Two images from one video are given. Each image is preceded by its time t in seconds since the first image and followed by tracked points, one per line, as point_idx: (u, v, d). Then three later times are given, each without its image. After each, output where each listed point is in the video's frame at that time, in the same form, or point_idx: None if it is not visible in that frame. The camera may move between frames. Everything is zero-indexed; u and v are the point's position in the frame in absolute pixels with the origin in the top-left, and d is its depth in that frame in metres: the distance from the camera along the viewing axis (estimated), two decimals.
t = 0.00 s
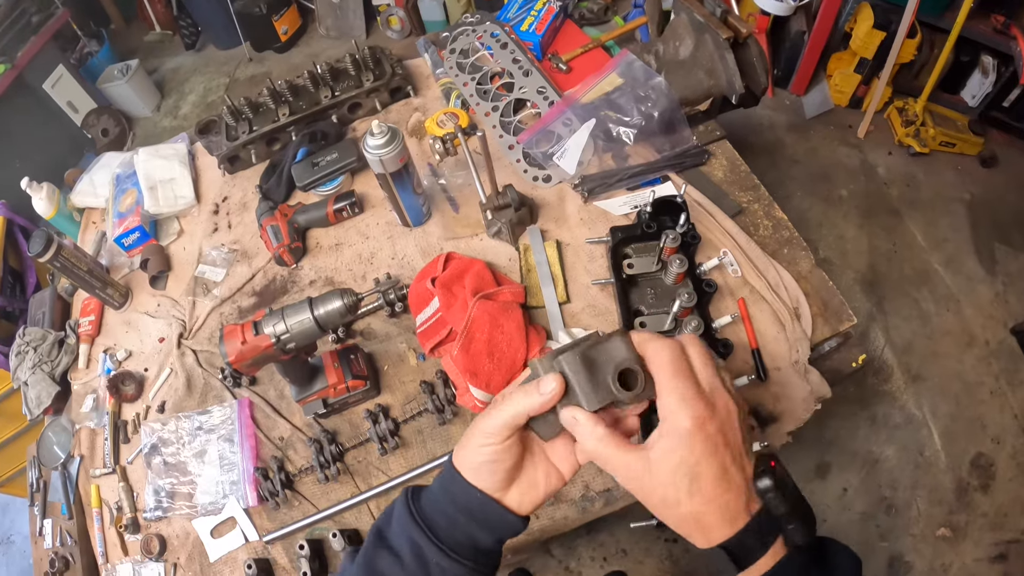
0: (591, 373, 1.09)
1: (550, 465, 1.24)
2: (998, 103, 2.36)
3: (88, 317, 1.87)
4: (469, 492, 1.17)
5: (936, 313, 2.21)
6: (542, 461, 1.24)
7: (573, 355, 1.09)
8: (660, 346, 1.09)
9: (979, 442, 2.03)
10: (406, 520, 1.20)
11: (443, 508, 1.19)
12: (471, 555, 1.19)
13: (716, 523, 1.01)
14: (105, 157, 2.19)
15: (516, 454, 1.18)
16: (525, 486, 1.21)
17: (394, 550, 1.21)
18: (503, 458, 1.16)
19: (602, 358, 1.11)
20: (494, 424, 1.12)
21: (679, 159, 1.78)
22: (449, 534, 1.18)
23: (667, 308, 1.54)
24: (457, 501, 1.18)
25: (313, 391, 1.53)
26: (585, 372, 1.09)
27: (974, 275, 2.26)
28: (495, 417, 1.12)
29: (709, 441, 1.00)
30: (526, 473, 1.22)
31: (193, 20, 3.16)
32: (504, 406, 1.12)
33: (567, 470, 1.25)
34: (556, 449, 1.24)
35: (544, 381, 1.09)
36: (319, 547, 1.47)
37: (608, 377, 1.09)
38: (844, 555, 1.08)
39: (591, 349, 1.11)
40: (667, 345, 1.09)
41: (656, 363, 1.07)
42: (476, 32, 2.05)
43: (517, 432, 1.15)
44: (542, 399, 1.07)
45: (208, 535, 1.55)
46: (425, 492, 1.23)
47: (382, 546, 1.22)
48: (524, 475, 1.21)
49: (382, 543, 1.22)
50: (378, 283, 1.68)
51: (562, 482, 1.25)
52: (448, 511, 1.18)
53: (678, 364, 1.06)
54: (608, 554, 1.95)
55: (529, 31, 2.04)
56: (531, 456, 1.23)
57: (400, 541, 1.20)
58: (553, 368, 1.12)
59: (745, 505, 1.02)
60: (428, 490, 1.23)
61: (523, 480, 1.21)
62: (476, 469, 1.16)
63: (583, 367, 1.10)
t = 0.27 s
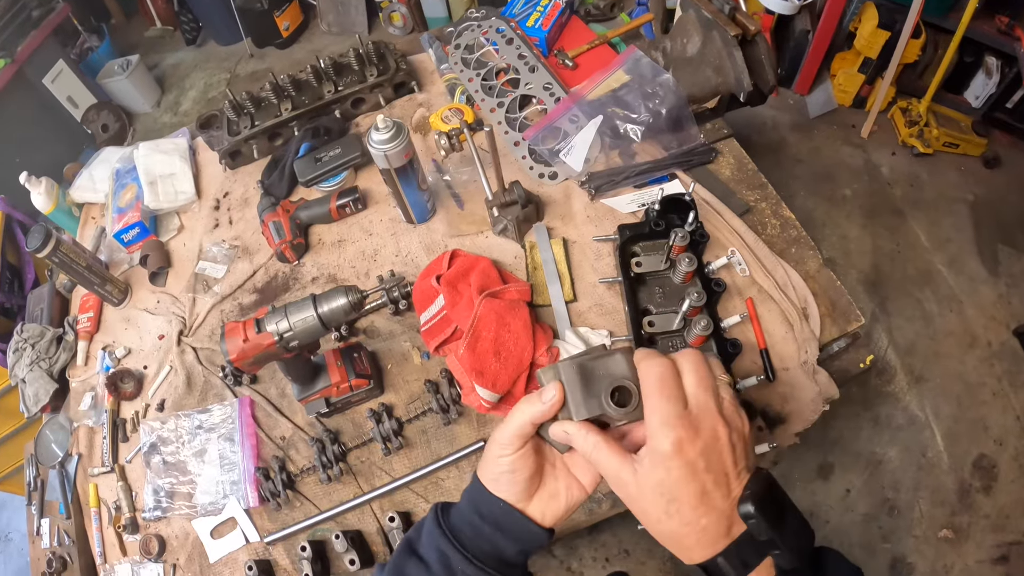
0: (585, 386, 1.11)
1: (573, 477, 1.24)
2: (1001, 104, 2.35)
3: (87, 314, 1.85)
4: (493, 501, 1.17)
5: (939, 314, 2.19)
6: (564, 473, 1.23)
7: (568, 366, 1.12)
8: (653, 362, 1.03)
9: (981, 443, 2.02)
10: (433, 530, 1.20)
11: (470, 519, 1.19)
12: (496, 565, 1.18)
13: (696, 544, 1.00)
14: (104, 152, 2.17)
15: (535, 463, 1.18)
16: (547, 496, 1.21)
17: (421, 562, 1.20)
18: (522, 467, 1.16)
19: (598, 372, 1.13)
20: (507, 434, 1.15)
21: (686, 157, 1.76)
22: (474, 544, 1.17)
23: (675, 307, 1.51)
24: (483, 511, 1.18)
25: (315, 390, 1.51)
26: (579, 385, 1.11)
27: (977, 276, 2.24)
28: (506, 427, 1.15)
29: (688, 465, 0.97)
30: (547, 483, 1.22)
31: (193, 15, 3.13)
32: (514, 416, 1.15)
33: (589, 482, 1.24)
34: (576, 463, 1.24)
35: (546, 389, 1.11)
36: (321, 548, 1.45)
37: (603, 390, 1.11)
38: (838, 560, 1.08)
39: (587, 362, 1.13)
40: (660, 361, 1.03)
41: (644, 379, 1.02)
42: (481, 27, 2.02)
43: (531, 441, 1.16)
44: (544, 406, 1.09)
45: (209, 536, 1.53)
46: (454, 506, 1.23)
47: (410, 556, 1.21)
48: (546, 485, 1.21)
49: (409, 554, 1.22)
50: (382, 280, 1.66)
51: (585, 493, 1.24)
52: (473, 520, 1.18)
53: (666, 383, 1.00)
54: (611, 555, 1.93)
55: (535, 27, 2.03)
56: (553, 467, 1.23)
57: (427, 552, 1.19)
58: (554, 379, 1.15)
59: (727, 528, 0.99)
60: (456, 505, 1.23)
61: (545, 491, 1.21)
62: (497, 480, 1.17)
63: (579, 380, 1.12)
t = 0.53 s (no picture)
0: (574, 399, 1.03)
1: (568, 486, 1.21)
2: (1005, 105, 2.34)
3: (86, 311, 1.82)
4: (488, 510, 1.14)
5: (942, 315, 2.17)
6: (558, 482, 1.20)
7: (556, 378, 1.04)
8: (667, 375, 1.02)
9: (983, 445, 2.00)
10: (430, 540, 1.17)
11: (466, 527, 1.16)
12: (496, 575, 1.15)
13: (776, 542, 0.94)
14: (104, 148, 2.14)
15: (528, 473, 1.15)
16: (542, 506, 1.17)
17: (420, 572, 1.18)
18: (516, 477, 1.13)
19: (588, 384, 1.04)
20: (498, 445, 1.10)
21: (694, 156, 1.74)
22: (472, 553, 1.14)
23: (684, 308, 1.50)
24: (479, 520, 1.15)
25: (318, 391, 1.49)
26: (568, 398, 1.03)
27: (980, 277, 2.22)
28: (497, 439, 1.09)
29: (745, 455, 0.96)
30: (541, 493, 1.19)
31: (195, 11, 3.09)
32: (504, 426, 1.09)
33: (585, 492, 1.21)
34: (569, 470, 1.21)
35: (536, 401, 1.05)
36: (324, 551, 1.42)
37: (591, 404, 1.02)
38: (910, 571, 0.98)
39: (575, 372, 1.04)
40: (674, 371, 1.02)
41: (669, 393, 1.00)
42: (486, 23, 2.01)
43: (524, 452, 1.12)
44: (532, 418, 1.03)
45: (209, 538, 1.50)
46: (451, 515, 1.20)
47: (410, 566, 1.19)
48: (541, 494, 1.18)
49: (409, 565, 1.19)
50: (387, 280, 1.64)
51: (581, 503, 1.21)
52: (470, 529, 1.15)
53: (692, 387, 1.00)
54: (613, 556, 1.90)
55: (541, 23, 2.00)
56: (547, 477, 1.20)
57: (426, 562, 1.17)
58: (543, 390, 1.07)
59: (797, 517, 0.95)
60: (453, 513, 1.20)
61: (540, 501, 1.18)
62: (491, 490, 1.14)
63: (567, 393, 1.04)
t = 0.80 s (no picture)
0: (581, 419, 1.10)
1: (568, 498, 1.21)
2: (1007, 106, 2.32)
3: (84, 310, 1.81)
4: (487, 522, 1.14)
5: (943, 316, 2.16)
6: (558, 494, 1.21)
7: (564, 399, 1.10)
8: (661, 421, 0.97)
9: (984, 446, 1.99)
10: (426, 550, 1.16)
11: (463, 537, 1.16)
12: None
13: (813, 555, 0.91)
14: (102, 145, 2.12)
15: (529, 488, 1.15)
16: (542, 519, 1.18)
17: None
18: (516, 492, 1.13)
19: (595, 405, 1.11)
20: (500, 461, 1.10)
21: (698, 155, 1.72)
22: (470, 564, 1.14)
23: (689, 308, 1.48)
24: (477, 531, 1.15)
25: (318, 392, 1.47)
26: (575, 418, 1.10)
27: (982, 278, 2.20)
28: (499, 456, 1.10)
29: (774, 471, 0.91)
30: (542, 506, 1.19)
31: (195, 8, 3.07)
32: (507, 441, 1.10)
33: (585, 505, 1.22)
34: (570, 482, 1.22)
35: (541, 420, 1.08)
36: (324, 553, 1.41)
37: (598, 425, 1.10)
38: None
39: (582, 393, 1.11)
40: (665, 416, 0.98)
41: (672, 440, 0.95)
42: (489, 20, 1.99)
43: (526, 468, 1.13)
44: (536, 438, 1.06)
45: (208, 539, 1.49)
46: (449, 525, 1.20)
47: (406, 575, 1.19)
48: (541, 507, 1.19)
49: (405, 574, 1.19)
50: (389, 279, 1.62)
51: (581, 516, 1.22)
52: (468, 541, 1.15)
53: (691, 424, 0.95)
54: (614, 556, 1.89)
55: (544, 21, 1.98)
56: (546, 489, 1.20)
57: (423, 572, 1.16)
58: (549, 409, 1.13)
59: (832, 526, 0.92)
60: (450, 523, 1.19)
61: (540, 513, 1.18)
62: (491, 504, 1.14)
63: (575, 412, 1.11)
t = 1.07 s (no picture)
0: (588, 430, 1.09)
1: (569, 505, 1.22)
2: (1009, 109, 2.32)
3: (83, 308, 1.79)
4: (488, 529, 1.18)
5: (944, 319, 2.15)
6: (559, 500, 1.23)
7: (572, 411, 1.09)
8: (654, 444, 0.98)
9: (983, 449, 1.98)
10: (427, 555, 1.20)
11: (464, 543, 1.19)
12: None
13: None
14: (103, 141, 2.11)
15: (530, 496, 1.17)
16: (542, 525, 1.21)
17: None
18: (517, 500, 1.15)
19: (602, 416, 1.11)
20: (503, 472, 1.12)
21: (702, 157, 1.71)
22: (470, 570, 1.18)
23: (692, 311, 1.48)
24: (478, 537, 1.19)
25: (319, 392, 1.46)
26: (582, 430, 1.09)
27: (983, 281, 2.20)
28: (502, 466, 1.12)
29: (761, 494, 0.89)
30: (542, 512, 1.21)
31: (196, 5, 3.05)
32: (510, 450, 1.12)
33: (585, 511, 1.22)
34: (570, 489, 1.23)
35: (546, 431, 1.08)
36: (324, 554, 1.40)
37: (605, 436, 1.10)
38: None
39: (589, 406, 1.10)
40: (658, 439, 0.98)
41: (662, 462, 0.96)
42: (492, 19, 1.98)
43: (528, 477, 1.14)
44: (542, 450, 1.06)
45: (207, 540, 1.48)
46: (449, 530, 1.23)
47: None
48: (542, 514, 1.21)
49: None
50: (391, 280, 1.61)
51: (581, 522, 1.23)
52: (468, 547, 1.19)
53: (680, 446, 0.95)
54: (613, 558, 1.87)
55: (548, 20, 1.97)
56: (546, 495, 1.22)
57: None
58: (555, 421, 1.12)
59: (821, 547, 0.88)
60: (451, 528, 1.23)
61: (540, 519, 1.21)
62: (492, 511, 1.17)
63: (582, 424, 1.10)
